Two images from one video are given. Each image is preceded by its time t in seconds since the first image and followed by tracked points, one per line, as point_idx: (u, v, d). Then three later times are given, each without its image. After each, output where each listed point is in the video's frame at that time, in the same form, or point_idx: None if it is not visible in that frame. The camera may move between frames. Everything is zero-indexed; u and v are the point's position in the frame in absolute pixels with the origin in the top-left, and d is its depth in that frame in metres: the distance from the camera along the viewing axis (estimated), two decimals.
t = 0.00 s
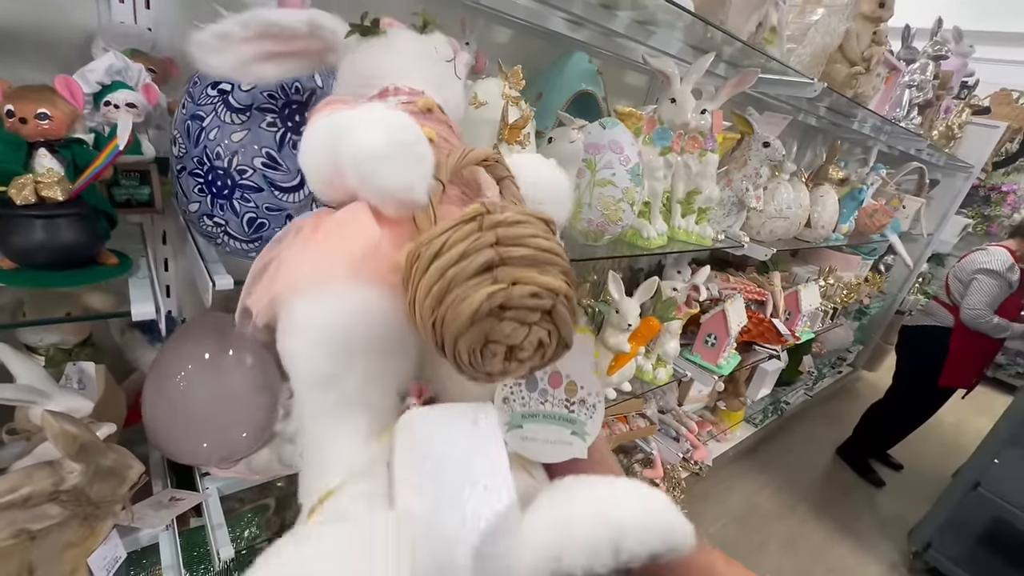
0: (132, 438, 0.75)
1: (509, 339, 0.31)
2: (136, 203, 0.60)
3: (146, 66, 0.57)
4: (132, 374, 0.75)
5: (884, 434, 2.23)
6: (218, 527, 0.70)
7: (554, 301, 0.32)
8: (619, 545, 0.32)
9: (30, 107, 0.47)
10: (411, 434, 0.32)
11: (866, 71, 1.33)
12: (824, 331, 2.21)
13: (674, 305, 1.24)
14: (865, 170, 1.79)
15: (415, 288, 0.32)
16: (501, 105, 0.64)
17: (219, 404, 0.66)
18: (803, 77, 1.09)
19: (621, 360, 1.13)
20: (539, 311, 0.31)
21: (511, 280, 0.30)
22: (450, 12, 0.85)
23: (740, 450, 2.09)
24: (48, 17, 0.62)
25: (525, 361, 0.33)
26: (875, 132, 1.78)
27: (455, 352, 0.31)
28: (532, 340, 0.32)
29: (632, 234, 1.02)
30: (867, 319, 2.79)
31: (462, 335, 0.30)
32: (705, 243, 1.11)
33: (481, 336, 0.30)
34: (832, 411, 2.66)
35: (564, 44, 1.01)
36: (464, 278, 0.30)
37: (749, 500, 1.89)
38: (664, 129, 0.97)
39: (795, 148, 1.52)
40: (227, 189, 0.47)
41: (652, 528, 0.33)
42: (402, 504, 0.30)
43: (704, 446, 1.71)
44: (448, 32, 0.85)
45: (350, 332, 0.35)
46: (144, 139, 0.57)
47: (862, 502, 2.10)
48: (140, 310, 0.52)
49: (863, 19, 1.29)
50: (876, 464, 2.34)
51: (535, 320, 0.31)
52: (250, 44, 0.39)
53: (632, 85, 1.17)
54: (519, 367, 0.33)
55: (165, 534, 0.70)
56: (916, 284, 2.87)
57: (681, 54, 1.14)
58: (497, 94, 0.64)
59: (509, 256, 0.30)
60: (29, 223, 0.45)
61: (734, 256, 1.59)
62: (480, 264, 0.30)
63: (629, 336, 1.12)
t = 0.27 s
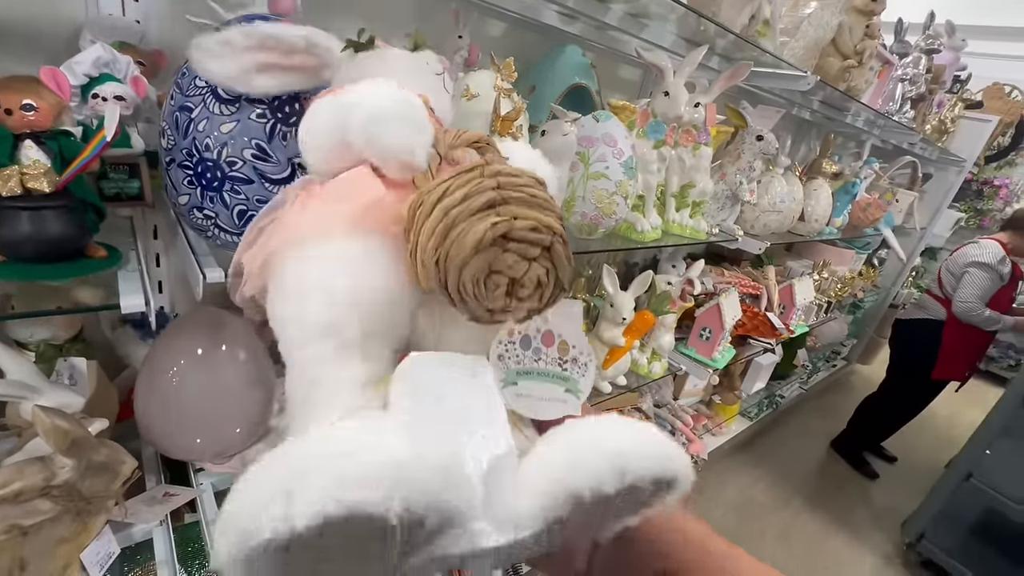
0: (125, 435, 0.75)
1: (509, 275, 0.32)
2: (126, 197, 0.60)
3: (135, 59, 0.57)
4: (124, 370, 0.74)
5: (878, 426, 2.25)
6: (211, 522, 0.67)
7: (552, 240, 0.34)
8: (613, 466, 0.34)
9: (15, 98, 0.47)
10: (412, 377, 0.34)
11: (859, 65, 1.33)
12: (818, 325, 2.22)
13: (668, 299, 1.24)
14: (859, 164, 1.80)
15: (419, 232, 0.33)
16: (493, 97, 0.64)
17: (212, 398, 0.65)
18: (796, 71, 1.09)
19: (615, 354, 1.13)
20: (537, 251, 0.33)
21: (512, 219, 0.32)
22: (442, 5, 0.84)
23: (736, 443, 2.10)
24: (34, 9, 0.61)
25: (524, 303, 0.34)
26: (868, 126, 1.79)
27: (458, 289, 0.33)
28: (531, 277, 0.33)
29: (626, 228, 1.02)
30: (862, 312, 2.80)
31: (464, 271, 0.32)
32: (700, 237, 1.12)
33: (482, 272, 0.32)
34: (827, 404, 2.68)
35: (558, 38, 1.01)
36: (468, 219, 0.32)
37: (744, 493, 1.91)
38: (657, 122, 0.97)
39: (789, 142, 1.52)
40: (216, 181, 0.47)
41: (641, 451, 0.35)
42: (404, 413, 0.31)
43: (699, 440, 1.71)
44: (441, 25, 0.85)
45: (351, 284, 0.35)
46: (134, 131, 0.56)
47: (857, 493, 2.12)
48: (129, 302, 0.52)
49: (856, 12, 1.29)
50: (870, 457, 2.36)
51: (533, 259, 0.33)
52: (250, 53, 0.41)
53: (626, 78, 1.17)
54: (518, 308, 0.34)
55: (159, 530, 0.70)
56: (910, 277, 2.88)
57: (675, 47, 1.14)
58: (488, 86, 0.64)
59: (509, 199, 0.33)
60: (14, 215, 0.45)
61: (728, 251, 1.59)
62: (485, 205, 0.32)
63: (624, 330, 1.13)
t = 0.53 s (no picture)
0: (118, 435, 0.75)
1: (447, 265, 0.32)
2: (116, 195, 0.60)
3: (124, 57, 0.56)
4: (117, 370, 0.74)
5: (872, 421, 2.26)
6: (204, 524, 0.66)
7: (461, 217, 0.31)
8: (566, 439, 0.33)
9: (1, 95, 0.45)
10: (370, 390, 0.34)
11: (851, 61, 1.34)
12: (812, 321, 2.24)
13: (662, 296, 1.24)
14: (851, 160, 1.81)
15: (361, 237, 0.32)
16: (486, 94, 0.64)
17: (206, 398, 0.65)
18: (789, 67, 1.09)
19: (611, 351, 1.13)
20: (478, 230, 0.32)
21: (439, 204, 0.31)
22: (435, 2, 0.84)
23: (731, 439, 2.11)
24: (24, 7, 0.61)
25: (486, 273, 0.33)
26: (861, 122, 1.80)
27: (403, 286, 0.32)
28: (450, 259, 0.32)
29: (620, 225, 1.02)
30: (856, 308, 2.82)
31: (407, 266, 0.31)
32: (693, 233, 1.12)
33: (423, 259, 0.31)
34: (822, 399, 2.70)
35: (551, 35, 1.01)
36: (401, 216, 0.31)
37: (740, 489, 1.92)
38: (651, 119, 0.97)
39: (782, 139, 1.53)
40: (207, 179, 0.47)
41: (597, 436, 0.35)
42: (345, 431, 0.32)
43: (695, 436, 1.72)
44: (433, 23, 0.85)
45: (324, 299, 0.33)
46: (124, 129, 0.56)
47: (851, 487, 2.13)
48: (119, 301, 0.51)
49: (848, 9, 1.29)
50: (864, 451, 2.38)
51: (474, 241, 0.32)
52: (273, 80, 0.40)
53: (620, 75, 1.17)
54: (446, 292, 0.33)
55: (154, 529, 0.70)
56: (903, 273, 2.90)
57: (668, 43, 1.14)
58: (483, 83, 0.64)
59: (429, 183, 0.31)
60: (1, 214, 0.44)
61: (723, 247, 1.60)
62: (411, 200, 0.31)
63: (619, 326, 1.13)
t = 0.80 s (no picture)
0: (109, 437, 0.74)
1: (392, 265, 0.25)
2: (104, 195, 0.60)
3: (112, 56, 0.56)
4: (108, 372, 0.74)
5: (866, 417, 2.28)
6: (200, 522, 0.68)
7: (340, 256, 0.24)
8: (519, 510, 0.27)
9: None
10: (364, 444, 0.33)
11: (842, 59, 1.35)
12: (806, 317, 2.25)
13: (656, 293, 1.25)
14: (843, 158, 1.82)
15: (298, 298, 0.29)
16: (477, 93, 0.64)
17: (197, 399, 0.65)
18: (779, 65, 1.10)
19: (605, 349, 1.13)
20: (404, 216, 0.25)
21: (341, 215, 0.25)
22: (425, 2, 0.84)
23: (726, 436, 2.12)
24: (11, 6, 0.60)
25: (444, 260, 0.25)
26: (852, 120, 1.81)
27: (341, 328, 0.25)
28: (354, 303, 0.24)
29: (613, 223, 1.02)
30: (849, 305, 2.84)
31: (328, 306, 0.25)
32: (686, 231, 1.12)
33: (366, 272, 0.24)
34: (816, 396, 2.71)
35: (543, 33, 1.01)
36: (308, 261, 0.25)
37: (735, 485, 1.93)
38: (642, 117, 0.98)
39: (774, 137, 1.54)
40: (195, 179, 0.47)
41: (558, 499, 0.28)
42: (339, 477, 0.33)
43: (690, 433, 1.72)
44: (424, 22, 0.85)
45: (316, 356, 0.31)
46: (111, 129, 0.56)
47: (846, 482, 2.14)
48: (106, 301, 0.51)
49: (839, 6, 1.30)
50: (858, 447, 2.39)
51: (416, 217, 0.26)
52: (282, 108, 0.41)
53: (612, 74, 1.17)
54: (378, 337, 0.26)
55: (146, 531, 0.70)
56: (896, 269, 2.92)
57: (659, 42, 1.14)
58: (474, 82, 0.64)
59: (330, 200, 0.26)
60: None
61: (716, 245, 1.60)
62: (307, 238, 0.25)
63: (612, 324, 1.13)
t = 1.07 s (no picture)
0: (98, 441, 0.74)
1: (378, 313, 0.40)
2: (90, 199, 0.59)
3: (97, 58, 0.56)
4: (96, 376, 0.73)
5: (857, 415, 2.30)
6: (189, 526, 0.68)
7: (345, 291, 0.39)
8: (491, 563, 0.32)
9: None
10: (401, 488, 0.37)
11: (829, 60, 1.36)
12: (797, 315, 2.27)
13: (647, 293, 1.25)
14: (831, 158, 1.84)
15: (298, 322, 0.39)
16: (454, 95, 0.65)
17: (186, 402, 0.65)
18: (767, 66, 1.11)
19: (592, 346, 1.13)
20: (372, 286, 0.38)
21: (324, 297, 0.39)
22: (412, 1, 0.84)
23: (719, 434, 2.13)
24: None
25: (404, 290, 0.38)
26: (841, 120, 1.83)
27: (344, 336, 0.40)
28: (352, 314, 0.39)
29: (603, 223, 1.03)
30: (840, 303, 2.86)
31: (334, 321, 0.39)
32: (676, 231, 1.13)
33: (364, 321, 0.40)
34: (808, 393, 2.73)
35: (533, 35, 1.01)
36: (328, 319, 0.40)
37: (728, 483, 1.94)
38: (631, 118, 0.98)
39: (764, 137, 1.56)
40: (181, 181, 0.47)
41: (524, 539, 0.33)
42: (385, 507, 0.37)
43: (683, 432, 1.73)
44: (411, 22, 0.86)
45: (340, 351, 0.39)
46: (97, 131, 0.55)
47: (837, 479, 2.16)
48: (91, 304, 0.51)
49: (825, 8, 1.31)
50: (849, 444, 2.42)
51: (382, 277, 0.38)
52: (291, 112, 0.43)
53: (602, 75, 1.18)
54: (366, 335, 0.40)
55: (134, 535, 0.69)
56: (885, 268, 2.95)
57: (648, 43, 1.15)
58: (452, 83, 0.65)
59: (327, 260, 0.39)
60: None
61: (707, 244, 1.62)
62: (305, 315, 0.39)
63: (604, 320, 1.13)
